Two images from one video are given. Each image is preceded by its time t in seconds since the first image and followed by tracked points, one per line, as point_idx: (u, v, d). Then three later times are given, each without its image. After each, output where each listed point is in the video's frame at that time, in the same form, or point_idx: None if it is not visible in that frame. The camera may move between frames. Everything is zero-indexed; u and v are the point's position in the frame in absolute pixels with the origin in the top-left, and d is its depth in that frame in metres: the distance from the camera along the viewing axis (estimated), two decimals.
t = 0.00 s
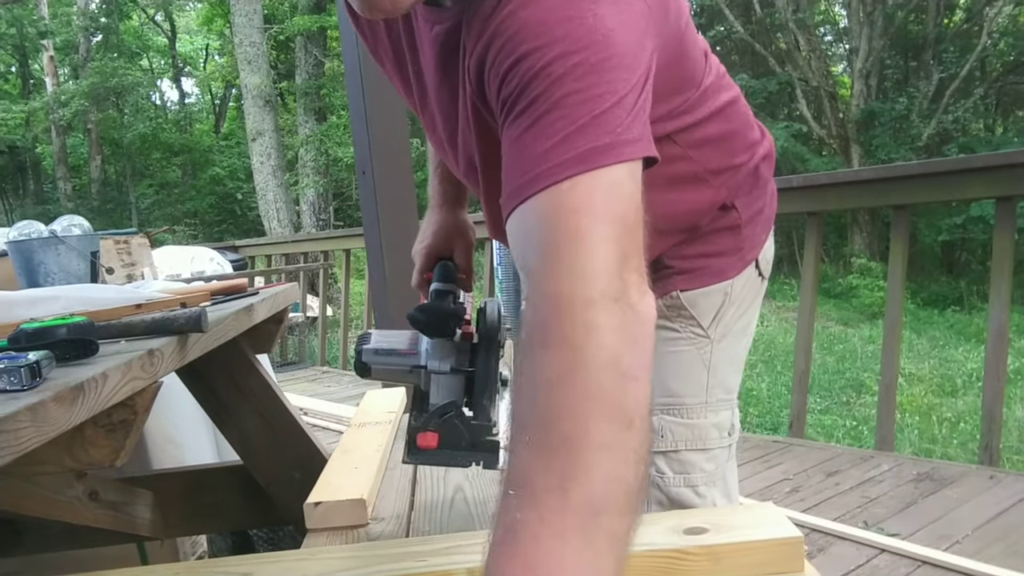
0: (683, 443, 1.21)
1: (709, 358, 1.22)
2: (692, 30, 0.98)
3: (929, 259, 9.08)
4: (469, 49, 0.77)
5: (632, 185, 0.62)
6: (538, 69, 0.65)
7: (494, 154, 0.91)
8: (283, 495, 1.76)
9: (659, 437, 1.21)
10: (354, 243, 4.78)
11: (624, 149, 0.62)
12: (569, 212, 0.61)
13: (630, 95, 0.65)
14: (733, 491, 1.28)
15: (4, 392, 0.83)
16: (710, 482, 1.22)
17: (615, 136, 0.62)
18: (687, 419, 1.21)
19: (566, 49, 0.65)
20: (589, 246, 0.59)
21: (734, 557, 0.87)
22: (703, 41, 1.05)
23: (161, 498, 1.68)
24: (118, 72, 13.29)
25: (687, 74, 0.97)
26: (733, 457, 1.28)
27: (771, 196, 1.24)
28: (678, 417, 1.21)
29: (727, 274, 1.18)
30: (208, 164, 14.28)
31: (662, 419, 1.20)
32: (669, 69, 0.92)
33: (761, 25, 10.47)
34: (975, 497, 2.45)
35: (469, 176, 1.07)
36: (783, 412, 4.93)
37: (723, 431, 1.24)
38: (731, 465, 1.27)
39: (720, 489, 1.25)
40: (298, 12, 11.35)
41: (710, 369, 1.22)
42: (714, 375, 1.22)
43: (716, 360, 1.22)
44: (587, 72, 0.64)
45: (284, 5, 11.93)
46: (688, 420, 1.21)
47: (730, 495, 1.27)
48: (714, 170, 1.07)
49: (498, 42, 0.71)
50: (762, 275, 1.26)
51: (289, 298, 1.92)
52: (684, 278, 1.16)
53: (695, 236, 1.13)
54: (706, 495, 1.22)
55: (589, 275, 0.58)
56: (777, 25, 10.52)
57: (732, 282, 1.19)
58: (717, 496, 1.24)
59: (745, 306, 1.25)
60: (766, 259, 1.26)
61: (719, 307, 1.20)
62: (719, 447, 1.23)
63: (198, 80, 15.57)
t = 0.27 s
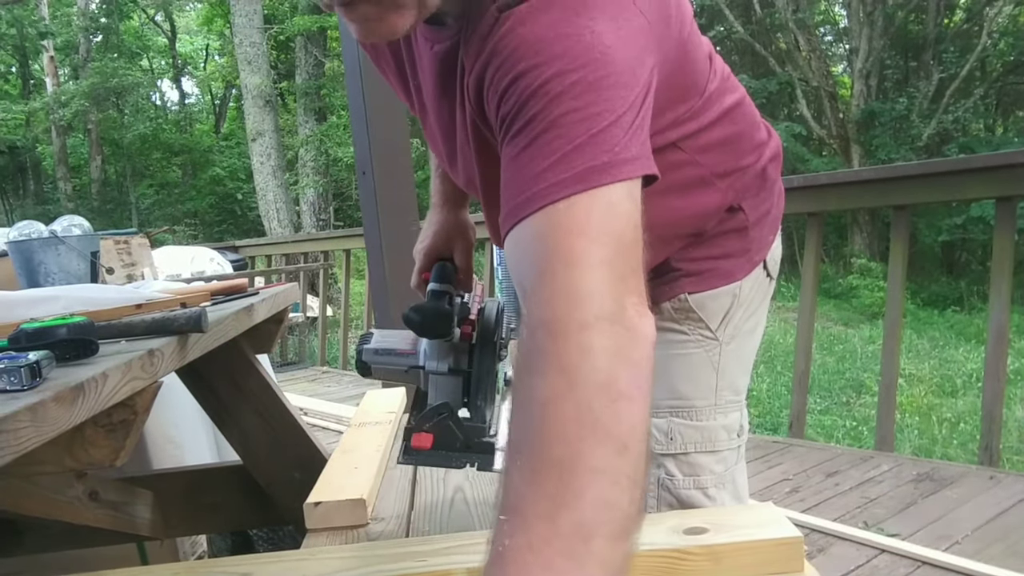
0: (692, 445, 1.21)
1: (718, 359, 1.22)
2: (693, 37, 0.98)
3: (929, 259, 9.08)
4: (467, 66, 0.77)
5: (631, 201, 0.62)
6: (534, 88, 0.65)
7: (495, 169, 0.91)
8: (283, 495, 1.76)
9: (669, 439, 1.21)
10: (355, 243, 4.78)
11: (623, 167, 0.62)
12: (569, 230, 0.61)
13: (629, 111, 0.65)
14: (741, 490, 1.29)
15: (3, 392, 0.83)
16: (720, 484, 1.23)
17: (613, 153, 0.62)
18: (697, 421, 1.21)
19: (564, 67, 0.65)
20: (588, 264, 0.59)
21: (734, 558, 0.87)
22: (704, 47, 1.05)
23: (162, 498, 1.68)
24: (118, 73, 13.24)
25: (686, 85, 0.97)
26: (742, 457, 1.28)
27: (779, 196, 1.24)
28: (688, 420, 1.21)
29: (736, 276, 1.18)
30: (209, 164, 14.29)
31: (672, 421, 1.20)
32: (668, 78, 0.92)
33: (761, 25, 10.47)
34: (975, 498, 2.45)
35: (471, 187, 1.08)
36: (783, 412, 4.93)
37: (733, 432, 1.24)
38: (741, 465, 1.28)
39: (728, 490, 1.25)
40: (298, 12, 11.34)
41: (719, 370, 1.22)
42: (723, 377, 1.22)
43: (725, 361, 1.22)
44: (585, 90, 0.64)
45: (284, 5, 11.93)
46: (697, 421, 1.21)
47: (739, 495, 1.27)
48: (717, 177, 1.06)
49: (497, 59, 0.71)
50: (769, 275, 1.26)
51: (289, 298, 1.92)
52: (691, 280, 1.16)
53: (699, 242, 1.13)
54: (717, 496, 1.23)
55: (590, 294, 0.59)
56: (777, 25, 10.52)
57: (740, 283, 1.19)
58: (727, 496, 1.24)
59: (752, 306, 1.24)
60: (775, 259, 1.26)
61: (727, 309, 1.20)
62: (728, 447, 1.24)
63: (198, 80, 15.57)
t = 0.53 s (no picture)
0: (697, 444, 1.21)
1: (720, 358, 1.22)
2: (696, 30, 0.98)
3: (929, 259, 9.09)
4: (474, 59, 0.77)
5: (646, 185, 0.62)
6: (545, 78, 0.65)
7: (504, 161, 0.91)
8: (283, 496, 1.75)
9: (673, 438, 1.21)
10: (355, 243, 4.79)
11: (638, 149, 0.62)
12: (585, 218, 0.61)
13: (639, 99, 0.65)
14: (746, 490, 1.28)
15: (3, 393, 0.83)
16: (723, 483, 1.23)
17: (629, 137, 0.63)
18: (700, 420, 1.21)
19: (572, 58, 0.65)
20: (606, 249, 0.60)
21: (735, 558, 0.86)
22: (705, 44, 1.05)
23: (163, 499, 1.68)
24: (118, 73, 13.18)
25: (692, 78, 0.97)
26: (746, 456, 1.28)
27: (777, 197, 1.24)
28: (692, 418, 1.21)
29: (736, 276, 1.18)
30: (209, 165, 14.27)
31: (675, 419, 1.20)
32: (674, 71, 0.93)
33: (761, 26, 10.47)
34: (975, 498, 2.45)
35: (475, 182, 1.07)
36: (784, 412, 4.94)
37: (736, 431, 1.24)
38: (744, 465, 1.27)
39: (732, 490, 1.25)
40: (299, 13, 11.35)
41: (721, 368, 1.22)
42: (725, 375, 1.23)
43: (727, 359, 1.23)
44: (597, 75, 0.64)
45: (284, 6, 11.94)
46: (700, 421, 1.21)
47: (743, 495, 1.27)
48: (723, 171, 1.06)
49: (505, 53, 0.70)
50: (769, 275, 1.26)
51: (289, 299, 1.91)
52: (692, 279, 1.15)
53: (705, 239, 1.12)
54: (721, 495, 1.22)
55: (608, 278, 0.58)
56: (777, 26, 10.53)
57: (741, 282, 1.19)
58: (730, 496, 1.24)
59: (753, 306, 1.25)
60: (774, 260, 1.27)
61: (728, 308, 1.20)
62: (732, 445, 1.24)
63: (198, 81, 15.57)
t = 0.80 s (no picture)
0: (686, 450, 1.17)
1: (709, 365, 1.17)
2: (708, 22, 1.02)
3: (929, 259, 9.09)
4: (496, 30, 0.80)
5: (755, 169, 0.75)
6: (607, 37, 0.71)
7: (529, 139, 0.94)
8: (283, 496, 1.75)
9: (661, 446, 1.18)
10: (355, 243, 4.79)
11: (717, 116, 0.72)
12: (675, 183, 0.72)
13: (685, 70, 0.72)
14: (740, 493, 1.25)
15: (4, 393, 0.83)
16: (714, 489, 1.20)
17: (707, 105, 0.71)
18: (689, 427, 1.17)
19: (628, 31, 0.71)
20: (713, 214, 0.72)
21: (734, 558, 0.85)
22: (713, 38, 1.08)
23: (164, 498, 1.68)
24: (118, 73, 13.18)
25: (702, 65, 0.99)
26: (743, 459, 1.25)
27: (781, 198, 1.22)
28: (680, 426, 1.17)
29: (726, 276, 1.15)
30: (209, 165, 14.26)
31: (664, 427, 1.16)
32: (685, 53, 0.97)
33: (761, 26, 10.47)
34: (975, 498, 2.45)
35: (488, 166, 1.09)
36: (784, 412, 4.94)
37: (730, 437, 1.20)
38: (741, 468, 1.24)
39: (726, 494, 1.22)
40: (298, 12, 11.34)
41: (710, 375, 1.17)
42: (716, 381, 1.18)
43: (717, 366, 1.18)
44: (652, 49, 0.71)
45: (284, 6, 11.94)
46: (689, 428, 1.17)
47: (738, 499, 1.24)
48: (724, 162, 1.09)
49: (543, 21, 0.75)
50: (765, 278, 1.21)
51: (289, 300, 1.91)
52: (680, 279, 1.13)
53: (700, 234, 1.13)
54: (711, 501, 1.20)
55: (722, 235, 0.72)
56: (777, 25, 10.53)
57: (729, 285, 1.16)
58: (723, 502, 1.21)
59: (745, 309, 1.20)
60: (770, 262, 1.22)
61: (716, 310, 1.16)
62: (724, 451, 1.20)
63: (198, 81, 15.57)
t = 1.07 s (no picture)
0: (665, 445, 1.15)
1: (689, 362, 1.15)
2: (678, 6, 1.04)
3: (929, 260, 9.09)
4: (463, 14, 0.83)
5: (727, 136, 0.86)
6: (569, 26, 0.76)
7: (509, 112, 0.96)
8: (283, 495, 1.76)
9: (640, 439, 1.15)
10: (355, 243, 4.79)
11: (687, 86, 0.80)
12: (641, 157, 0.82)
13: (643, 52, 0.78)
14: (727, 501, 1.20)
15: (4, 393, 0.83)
16: (694, 489, 1.16)
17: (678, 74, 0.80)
18: (668, 423, 1.14)
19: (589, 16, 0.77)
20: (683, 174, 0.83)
21: (734, 558, 0.84)
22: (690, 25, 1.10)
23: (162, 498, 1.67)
24: (118, 73, 13.18)
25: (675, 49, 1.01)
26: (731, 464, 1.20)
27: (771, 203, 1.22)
28: (658, 420, 1.14)
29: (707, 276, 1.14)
30: (209, 165, 14.27)
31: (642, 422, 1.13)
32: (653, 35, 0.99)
33: (761, 26, 10.47)
34: (975, 498, 2.45)
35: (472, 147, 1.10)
36: (784, 412, 4.94)
37: (711, 439, 1.16)
38: (728, 472, 1.19)
39: (707, 497, 1.18)
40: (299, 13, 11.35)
41: (690, 373, 1.15)
42: (696, 379, 1.15)
43: (698, 363, 1.15)
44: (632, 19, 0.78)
45: (284, 6, 11.94)
46: (668, 422, 1.14)
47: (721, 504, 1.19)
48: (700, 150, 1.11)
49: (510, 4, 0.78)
50: (753, 283, 1.19)
51: (289, 300, 1.91)
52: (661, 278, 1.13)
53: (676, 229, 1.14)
54: (688, 503, 1.16)
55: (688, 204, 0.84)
56: (777, 26, 10.52)
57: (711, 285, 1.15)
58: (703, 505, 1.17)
59: (729, 311, 1.17)
60: (760, 267, 1.20)
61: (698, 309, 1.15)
62: (707, 451, 1.16)
63: (198, 81, 15.57)
